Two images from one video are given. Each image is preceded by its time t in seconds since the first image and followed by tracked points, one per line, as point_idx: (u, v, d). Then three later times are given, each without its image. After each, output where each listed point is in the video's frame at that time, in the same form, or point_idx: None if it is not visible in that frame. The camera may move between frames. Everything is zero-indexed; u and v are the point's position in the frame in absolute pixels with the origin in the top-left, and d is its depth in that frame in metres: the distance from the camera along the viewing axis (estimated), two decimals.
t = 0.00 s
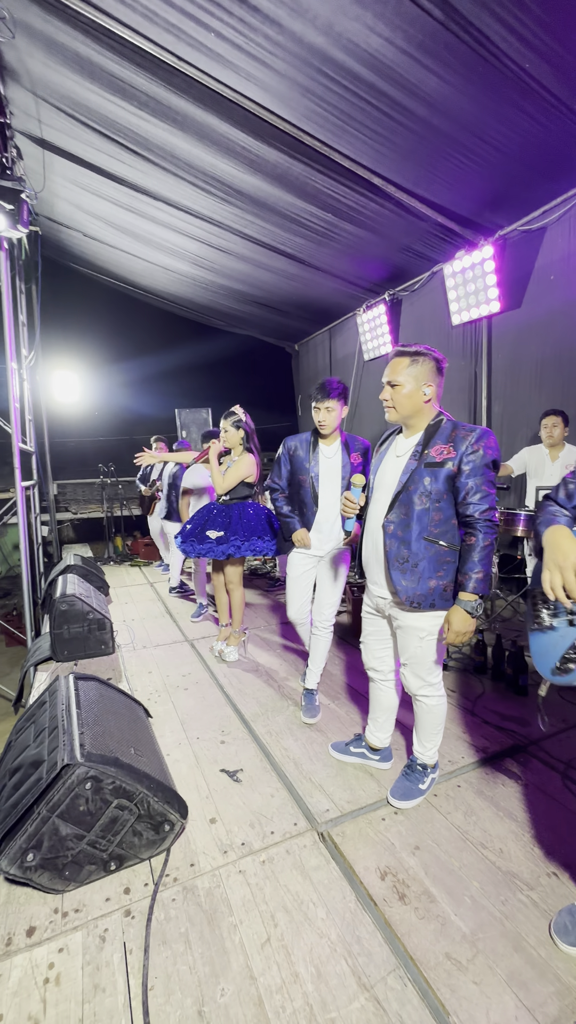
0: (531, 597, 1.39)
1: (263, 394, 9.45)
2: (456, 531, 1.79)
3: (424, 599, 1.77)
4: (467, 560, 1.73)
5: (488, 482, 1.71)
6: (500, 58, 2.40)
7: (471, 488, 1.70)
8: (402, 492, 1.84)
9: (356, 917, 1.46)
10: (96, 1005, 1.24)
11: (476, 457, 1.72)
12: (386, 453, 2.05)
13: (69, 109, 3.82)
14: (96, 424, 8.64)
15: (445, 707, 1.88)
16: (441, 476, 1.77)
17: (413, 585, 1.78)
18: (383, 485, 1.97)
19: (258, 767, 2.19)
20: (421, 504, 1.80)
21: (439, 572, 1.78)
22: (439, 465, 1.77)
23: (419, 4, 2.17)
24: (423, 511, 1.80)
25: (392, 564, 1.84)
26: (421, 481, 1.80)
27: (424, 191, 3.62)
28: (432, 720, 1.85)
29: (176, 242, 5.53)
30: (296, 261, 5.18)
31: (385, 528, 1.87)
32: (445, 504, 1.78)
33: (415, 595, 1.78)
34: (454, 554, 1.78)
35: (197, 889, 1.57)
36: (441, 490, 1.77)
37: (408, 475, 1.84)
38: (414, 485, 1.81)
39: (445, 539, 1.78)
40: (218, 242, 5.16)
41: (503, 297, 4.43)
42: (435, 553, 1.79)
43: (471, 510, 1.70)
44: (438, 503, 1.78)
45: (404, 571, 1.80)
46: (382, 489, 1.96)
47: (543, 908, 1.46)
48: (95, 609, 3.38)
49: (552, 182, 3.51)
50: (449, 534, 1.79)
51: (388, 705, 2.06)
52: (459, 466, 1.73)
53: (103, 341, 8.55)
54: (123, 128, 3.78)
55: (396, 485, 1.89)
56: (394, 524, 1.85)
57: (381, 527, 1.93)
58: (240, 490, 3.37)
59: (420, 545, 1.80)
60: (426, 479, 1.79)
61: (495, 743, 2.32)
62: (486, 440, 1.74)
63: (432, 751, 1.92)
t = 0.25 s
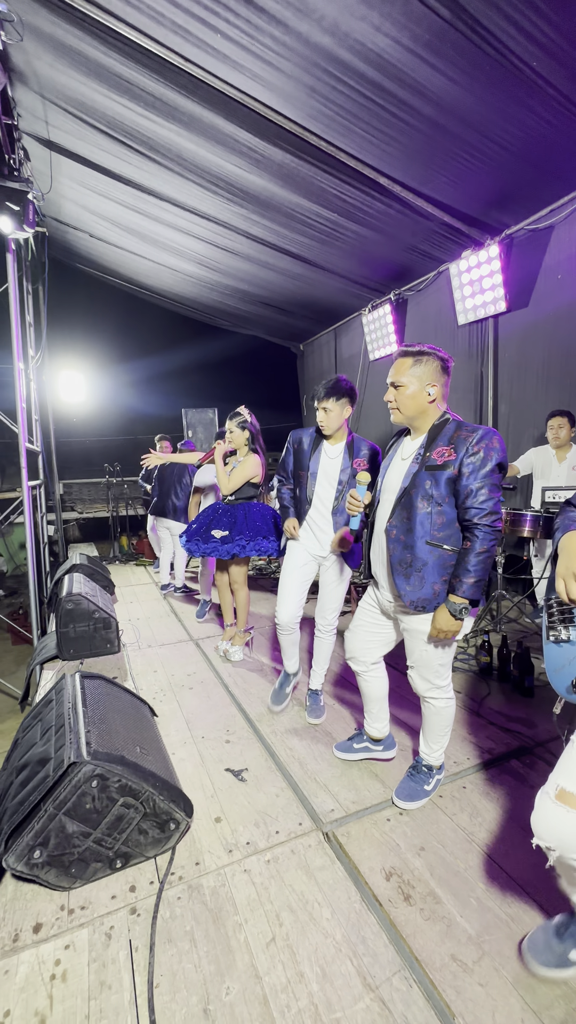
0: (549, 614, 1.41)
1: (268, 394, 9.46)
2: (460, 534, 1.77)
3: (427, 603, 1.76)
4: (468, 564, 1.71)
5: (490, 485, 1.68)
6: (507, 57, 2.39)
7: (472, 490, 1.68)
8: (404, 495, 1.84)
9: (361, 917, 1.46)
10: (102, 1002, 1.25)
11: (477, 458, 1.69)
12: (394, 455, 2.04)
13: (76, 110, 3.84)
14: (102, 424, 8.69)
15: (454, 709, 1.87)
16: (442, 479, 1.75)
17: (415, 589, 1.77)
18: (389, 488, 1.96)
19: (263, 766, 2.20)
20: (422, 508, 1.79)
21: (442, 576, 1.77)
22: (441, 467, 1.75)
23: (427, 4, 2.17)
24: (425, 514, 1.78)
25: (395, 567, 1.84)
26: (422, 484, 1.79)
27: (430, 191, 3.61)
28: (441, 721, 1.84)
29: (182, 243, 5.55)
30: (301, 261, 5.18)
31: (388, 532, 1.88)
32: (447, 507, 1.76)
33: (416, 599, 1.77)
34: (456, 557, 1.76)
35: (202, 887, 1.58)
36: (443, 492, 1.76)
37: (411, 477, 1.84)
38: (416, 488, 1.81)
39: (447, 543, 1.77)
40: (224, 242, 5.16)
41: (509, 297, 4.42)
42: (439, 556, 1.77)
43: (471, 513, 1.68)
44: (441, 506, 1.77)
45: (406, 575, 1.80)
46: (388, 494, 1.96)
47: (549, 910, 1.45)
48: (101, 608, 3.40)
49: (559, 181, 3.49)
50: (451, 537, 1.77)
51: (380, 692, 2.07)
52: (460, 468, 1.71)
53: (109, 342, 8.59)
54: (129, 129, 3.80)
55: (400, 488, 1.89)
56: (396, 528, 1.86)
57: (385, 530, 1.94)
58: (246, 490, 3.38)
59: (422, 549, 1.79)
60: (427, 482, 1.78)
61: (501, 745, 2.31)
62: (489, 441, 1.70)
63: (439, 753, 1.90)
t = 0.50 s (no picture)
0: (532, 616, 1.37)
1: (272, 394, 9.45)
2: (456, 532, 1.76)
3: (423, 602, 1.75)
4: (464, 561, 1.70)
5: (485, 481, 1.66)
6: (513, 54, 2.37)
7: (466, 487, 1.67)
8: (398, 494, 1.83)
9: (364, 918, 1.45)
10: (105, 1000, 1.25)
11: (471, 454, 1.68)
12: (391, 454, 2.03)
13: (82, 111, 3.85)
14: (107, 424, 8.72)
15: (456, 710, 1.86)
16: (436, 477, 1.74)
17: (409, 587, 1.76)
18: (386, 488, 1.96)
19: (267, 766, 2.19)
20: (417, 506, 1.78)
21: (437, 574, 1.76)
22: (435, 465, 1.75)
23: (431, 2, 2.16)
24: (420, 512, 1.77)
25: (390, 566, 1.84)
26: (416, 483, 1.78)
27: (435, 190, 3.60)
28: (443, 722, 1.83)
29: (186, 243, 5.56)
30: (306, 260, 5.17)
31: (382, 531, 1.87)
32: (442, 505, 1.75)
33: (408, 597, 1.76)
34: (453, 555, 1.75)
35: (205, 886, 1.58)
36: (438, 490, 1.75)
37: (406, 475, 1.84)
38: (411, 486, 1.80)
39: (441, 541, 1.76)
40: (228, 242, 5.17)
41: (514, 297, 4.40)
42: (434, 554, 1.77)
43: (466, 510, 1.67)
44: (435, 504, 1.76)
45: (401, 574, 1.79)
46: (385, 493, 1.96)
47: (554, 912, 1.44)
48: (105, 606, 3.41)
49: (566, 179, 3.46)
50: (446, 535, 1.76)
51: (390, 703, 1.98)
52: (454, 465, 1.70)
53: (113, 341, 8.61)
54: (134, 129, 3.81)
55: (395, 487, 1.89)
56: (390, 527, 1.85)
57: (381, 530, 1.93)
58: (250, 489, 3.38)
59: (417, 547, 1.78)
60: (421, 480, 1.77)
61: (505, 746, 2.30)
62: (482, 437, 1.69)
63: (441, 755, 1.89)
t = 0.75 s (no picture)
0: (505, 622, 1.38)
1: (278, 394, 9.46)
2: (459, 523, 1.77)
3: (434, 594, 1.74)
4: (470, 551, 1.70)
5: (485, 469, 1.68)
6: (521, 51, 2.36)
7: (469, 477, 1.68)
8: (401, 489, 1.80)
9: (369, 918, 1.45)
10: (111, 997, 1.26)
11: (470, 444, 1.70)
12: (386, 454, 1.98)
13: (90, 112, 3.87)
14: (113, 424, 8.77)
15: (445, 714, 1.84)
16: (437, 468, 1.74)
17: (419, 583, 1.75)
18: (386, 486, 1.92)
19: (272, 765, 2.20)
20: (421, 499, 1.76)
21: (447, 566, 1.76)
22: (435, 457, 1.74)
23: None
24: (425, 505, 1.76)
25: (399, 562, 1.80)
26: (419, 475, 1.77)
27: (442, 188, 3.58)
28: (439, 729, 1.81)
29: (193, 243, 5.57)
30: (312, 260, 5.17)
31: (388, 527, 1.82)
32: (445, 496, 1.75)
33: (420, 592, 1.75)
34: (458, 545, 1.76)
35: (210, 885, 1.58)
36: (440, 482, 1.74)
37: (405, 474, 1.81)
38: (412, 479, 1.78)
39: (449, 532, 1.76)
40: (235, 242, 5.17)
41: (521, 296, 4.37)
42: (441, 546, 1.77)
43: (471, 500, 1.67)
44: (439, 496, 1.75)
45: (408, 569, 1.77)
46: (384, 490, 1.93)
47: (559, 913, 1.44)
48: (111, 605, 3.43)
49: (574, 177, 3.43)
50: (452, 526, 1.76)
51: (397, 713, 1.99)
52: (455, 456, 1.71)
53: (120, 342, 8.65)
54: (142, 130, 3.82)
55: (395, 483, 1.86)
56: (395, 523, 1.81)
57: (384, 527, 1.89)
58: (255, 489, 3.38)
59: (423, 540, 1.77)
60: (424, 473, 1.76)
61: (511, 748, 2.28)
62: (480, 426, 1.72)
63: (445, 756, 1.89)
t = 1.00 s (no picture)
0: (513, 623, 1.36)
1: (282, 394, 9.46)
2: (468, 519, 1.77)
3: (445, 591, 1.73)
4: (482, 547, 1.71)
5: (495, 466, 1.70)
6: (527, 49, 2.34)
7: (480, 473, 1.69)
8: (411, 485, 1.80)
9: (373, 919, 1.45)
10: (115, 994, 1.26)
11: (480, 440, 1.71)
12: (392, 449, 1.99)
13: (96, 114, 3.88)
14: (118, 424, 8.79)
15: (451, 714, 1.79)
16: (448, 464, 1.74)
17: (429, 579, 1.73)
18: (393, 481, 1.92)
19: (275, 765, 2.20)
20: (431, 495, 1.76)
21: (457, 563, 1.75)
22: (446, 453, 1.75)
23: None
24: (434, 501, 1.76)
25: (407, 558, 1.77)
26: (429, 471, 1.77)
27: (448, 188, 3.57)
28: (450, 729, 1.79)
29: (198, 243, 5.58)
30: (316, 260, 5.16)
31: (396, 524, 1.80)
32: (456, 493, 1.75)
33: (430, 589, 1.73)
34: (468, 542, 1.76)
35: (214, 884, 1.58)
36: (450, 478, 1.75)
37: (414, 467, 1.81)
38: (422, 475, 1.78)
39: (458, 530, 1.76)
40: (239, 242, 5.18)
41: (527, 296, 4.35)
42: (450, 543, 1.76)
43: (482, 496, 1.68)
44: (449, 492, 1.75)
45: (418, 565, 1.75)
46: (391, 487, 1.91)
47: (565, 916, 1.43)
48: (116, 604, 3.43)
49: None
50: (461, 523, 1.76)
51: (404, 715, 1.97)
52: (465, 452, 1.72)
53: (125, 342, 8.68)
54: (147, 131, 3.83)
55: (403, 478, 1.85)
56: (405, 519, 1.79)
57: (391, 524, 1.86)
58: (260, 489, 3.38)
59: (433, 537, 1.76)
60: (434, 468, 1.76)
61: (516, 749, 2.27)
62: (488, 423, 1.74)
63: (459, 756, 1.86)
